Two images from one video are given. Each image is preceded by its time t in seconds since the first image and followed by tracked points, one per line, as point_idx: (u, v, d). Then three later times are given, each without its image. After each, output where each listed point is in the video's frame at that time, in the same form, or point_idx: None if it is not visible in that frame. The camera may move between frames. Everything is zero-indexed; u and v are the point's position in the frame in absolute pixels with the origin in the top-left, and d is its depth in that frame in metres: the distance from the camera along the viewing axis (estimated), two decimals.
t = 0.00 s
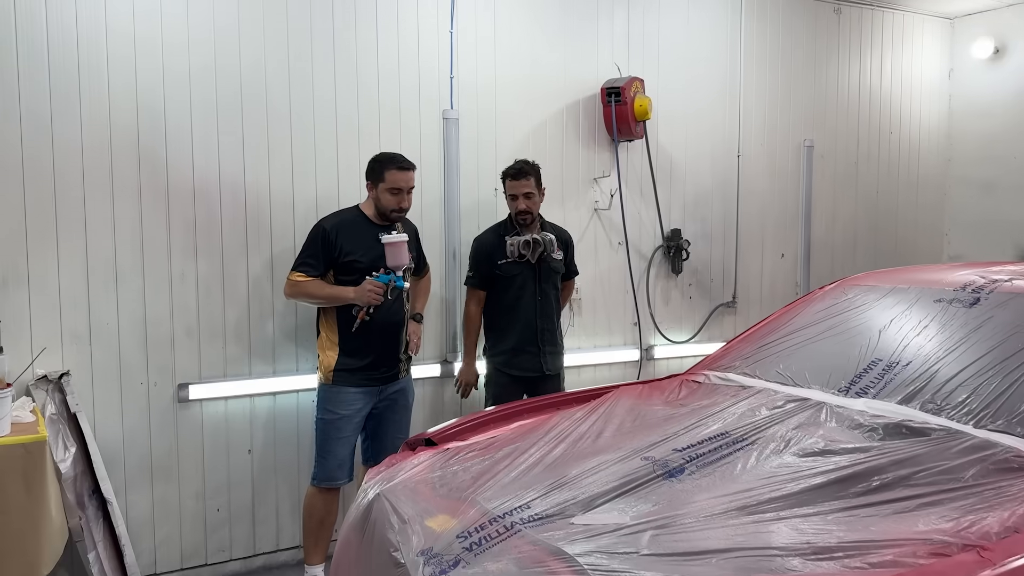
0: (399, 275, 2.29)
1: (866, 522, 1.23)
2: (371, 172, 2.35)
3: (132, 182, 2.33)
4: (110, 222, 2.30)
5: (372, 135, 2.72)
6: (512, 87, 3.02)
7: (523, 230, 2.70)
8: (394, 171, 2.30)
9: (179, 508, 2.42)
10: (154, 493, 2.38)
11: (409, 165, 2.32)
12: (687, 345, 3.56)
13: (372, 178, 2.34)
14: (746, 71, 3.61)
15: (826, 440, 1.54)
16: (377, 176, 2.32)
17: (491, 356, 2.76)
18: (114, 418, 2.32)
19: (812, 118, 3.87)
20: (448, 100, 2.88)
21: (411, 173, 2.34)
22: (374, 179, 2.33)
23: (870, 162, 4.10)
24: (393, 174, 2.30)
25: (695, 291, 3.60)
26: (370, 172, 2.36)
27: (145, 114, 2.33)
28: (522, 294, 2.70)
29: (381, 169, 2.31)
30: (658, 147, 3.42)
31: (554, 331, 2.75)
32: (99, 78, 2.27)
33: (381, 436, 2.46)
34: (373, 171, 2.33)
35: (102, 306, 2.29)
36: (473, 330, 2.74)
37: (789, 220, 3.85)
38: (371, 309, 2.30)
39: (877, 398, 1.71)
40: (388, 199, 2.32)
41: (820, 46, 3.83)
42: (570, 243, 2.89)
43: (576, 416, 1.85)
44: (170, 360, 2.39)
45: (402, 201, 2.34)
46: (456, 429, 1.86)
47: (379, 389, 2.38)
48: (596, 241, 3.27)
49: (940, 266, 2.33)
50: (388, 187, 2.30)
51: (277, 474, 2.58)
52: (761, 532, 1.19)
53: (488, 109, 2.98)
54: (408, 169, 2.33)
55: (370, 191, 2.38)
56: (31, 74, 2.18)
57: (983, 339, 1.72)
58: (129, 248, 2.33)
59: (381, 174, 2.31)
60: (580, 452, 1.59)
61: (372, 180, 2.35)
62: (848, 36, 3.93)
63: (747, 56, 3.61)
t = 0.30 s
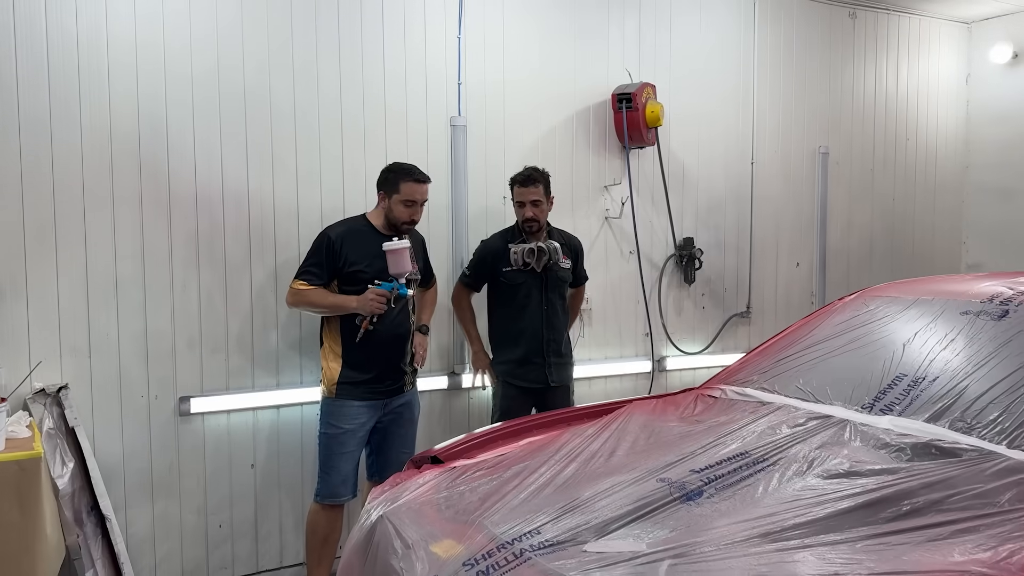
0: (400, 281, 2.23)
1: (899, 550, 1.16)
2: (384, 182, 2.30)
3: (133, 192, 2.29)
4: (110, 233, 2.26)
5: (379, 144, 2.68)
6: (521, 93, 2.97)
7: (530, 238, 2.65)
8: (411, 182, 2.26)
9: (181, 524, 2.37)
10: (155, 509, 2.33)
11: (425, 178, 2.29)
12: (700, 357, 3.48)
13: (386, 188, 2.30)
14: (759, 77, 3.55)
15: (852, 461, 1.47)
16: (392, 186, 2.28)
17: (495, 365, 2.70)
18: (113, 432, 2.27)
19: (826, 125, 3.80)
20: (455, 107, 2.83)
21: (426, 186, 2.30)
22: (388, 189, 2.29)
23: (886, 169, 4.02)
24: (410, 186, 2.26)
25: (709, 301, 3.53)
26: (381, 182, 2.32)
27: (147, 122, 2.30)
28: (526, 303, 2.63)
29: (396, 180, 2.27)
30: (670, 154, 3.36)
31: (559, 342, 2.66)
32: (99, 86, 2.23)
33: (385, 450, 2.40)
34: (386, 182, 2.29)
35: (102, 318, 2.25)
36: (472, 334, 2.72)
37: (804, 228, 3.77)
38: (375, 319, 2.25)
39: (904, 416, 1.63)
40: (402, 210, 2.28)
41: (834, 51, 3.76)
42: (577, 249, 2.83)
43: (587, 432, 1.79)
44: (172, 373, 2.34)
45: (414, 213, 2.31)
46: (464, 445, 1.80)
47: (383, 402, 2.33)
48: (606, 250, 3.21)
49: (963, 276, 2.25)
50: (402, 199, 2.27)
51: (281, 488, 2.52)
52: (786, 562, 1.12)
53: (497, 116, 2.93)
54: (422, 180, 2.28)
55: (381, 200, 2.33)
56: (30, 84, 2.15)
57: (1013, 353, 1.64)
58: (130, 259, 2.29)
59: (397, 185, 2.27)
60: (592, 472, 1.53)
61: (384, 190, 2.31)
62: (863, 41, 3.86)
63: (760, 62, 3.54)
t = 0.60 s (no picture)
0: (405, 280, 2.20)
1: (924, 566, 1.09)
2: (389, 183, 2.26)
3: (135, 196, 2.26)
4: (111, 237, 2.23)
5: (384, 146, 2.64)
6: (528, 95, 2.93)
7: (539, 243, 2.61)
8: (418, 184, 2.23)
9: (182, 532, 2.33)
10: (156, 517, 2.30)
11: (432, 181, 2.25)
12: (711, 362, 3.43)
13: (392, 190, 2.26)
14: (770, 78, 3.49)
15: (871, 471, 1.39)
16: (398, 188, 2.24)
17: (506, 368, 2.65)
18: (114, 439, 2.24)
19: (839, 127, 3.74)
20: (462, 109, 2.80)
21: (433, 189, 2.27)
22: (394, 191, 2.25)
23: (900, 172, 3.95)
24: (416, 188, 2.22)
25: (719, 305, 3.47)
26: (388, 183, 2.28)
27: (149, 124, 2.27)
28: (537, 306, 2.59)
29: (403, 182, 2.23)
30: (680, 156, 3.31)
31: (570, 346, 2.62)
32: (100, 87, 2.21)
33: (390, 457, 2.36)
34: (393, 184, 2.25)
35: (102, 323, 2.22)
36: (473, 326, 2.63)
37: (817, 232, 3.71)
38: (379, 320, 2.21)
39: (924, 425, 1.57)
40: (407, 212, 2.25)
41: (847, 52, 3.71)
42: (588, 249, 2.77)
43: (596, 441, 1.74)
44: (173, 378, 2.31)
45: (420, 215, 2.27)
46: (469, 453, 1.75)
47: (388, 409, 2.29)
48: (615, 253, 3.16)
49: (984, 280, 2.18)
50: (408, 202, 2.23)
51: (284, 496, 2.48)
52: None
53: (504, 118, 2.89)
54: (429, 184, 2.25)
55: (387, 202, 2.30)
56: (30, 86, 2.13)
57: None
58: (131, 263, 2.26)
59: (403, 187, 2.23)
60: (601, 482, 1.48)
61: (390, 191, 2.27)
62: (877, 41, 3.80)
63: (771, 63, 3.49)
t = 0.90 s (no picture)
0: (410, 278, 2.17)
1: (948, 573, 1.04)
2: (394, 181, 2.25)
3: (140, 195, 2.25)
4: (115, 236, 2.22)
5: (390, 145, 2.62)
6: (535, 93, 2.91)
7: (550, 241, 2.58)
8: (421, 181, 2.20)
9: (187, 534, 2.32)
10: (160, 519, 2.28)
11: (435, 178, 2.22)
12: (720, 363, 3.39)
13: (396, 187, 2.25)
14: (779, 77, 3.46)
15: (888, 475, 1.35)
16: (401, 185, 2.22)
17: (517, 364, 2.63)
18: (118, 440, 2.23)
19: (850, 126, 3.70)
20: (469, 107, 2.77)
21: (436, 186, 2.23)
22: (398, 188, 2.23)
23: (912, 171, 3.90)
24: (418, 185, 2.19)
25: (729, 306, 3.43)
26: (393, 180, 2.27)
27: (153, 123, 2.25)
28: (547, 305, 2.56)
29: (406, 179, 2.21)
30: (688, 155, 3.28)
31: (580, 345, 2.60)
32: (103, 86, 2.19)
33: (396, 459, 2.33)
34: (397, 180, 2.23)
35: (107, 323, 2.21)
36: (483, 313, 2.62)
37: (827, 231, 3.67)
38: (383, 317, 2.18)
39: (941, 427, 1.53)
40: (410, 210, 2.22)
41: (857, 50, 3.67)
42: (598, 245, 2.74)
43: (605, 443, 1.71)
44: (178, 379, 2.30)
45: (423, 212, 2.25)
46: (476, 456, 1.73)
47: (395, 409, 2.26)
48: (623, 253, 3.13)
49: (1000, 279, 2.14)
50: (411, 199, 2.21)
51: (289, 498, 2.46)
52: None
53: (510, 117, 2.86)
54: (433, 180, 2.22)
55: (392, 200, 2.28)
56: (35, 86, 2.12)
57: None
58: (135, 263, 2.24)
59: (406, 183, 2.21)
60: (611, 486, 1.45)
61: (395, 189, 2.26)
62: (887, 39, 3.75)
63: (780, 60, 3.46)
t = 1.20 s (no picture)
0: (419, 278, 2.15)
1: (971, 572, 1.02)
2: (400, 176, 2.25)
3: (146, 192, 2.23)
4: (123, 233, 2.21)
5: (397, 141, 2.61)
6: (542, 89, 2.89)
7: (561, 237, 2.55)
8: (423, 174, 2.18)
9: (195, 531, 2.31)
10: (168, 516, 2.27)
11: (439, 170, 2.21)
12: (726, 360, 3.38)
13: (402, 182, 2.24)
14: (787, 73, 3.44)
15: (905, 472, 1.34)
16: (406, 179, 2.21)
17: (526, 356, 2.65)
18: (126, 437, 2.22)
19: (857, 121, 3.68)
20: (476, 103, 2.76)
21: (440, 179, 2.22)
22: (403, 183, 2.23)
23: (918, 167, 3.88)
24: (422, 178, 2.18)
25: (735, 302, 3.42)
26: (399, 175, 2.26)
27: (159, 119, 2.24)
28: (556, 301, 2.56)
29: (411, 173, 2.20)
30: (695, 151, 3.26)
31: (589, 340, 2.58)
32: (110, 81, 2.18)
33: (405, 455, 2.32)
34: (402, 175, 2.22)
35: (114, 320, 2.20)
36: (496, 300, 2.60)
37: (833, 228, 3.65)
38: (391, 317, 2.17)
39: (957, 423, 1.51)
40: (415, 203, 2.21)
41: (864, 46, 3.65)
42: (609, 236, 2.75)
43: (617, 440, 1.69)
44: (185, 376, 2.29)
45: (429, 207, 2.23)
46: (487, 453, 1.72)
47: (403, 406, 2.25)
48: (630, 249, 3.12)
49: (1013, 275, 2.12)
50: (416, 192, 2.19)
51: (297, 495, 2.45)
52: None
53: (517, 113, 2.85)
54: (438, 173, 2.21)
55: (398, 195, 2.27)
56: (42, 81, 2.10)
57: None
58: (142, 259, 2.23)
59: (411, 177, 2.20)
60: (625, 483, 1.43)
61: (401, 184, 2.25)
62: (894, 34, 3.73)
63: (787, 56, 3.44)
